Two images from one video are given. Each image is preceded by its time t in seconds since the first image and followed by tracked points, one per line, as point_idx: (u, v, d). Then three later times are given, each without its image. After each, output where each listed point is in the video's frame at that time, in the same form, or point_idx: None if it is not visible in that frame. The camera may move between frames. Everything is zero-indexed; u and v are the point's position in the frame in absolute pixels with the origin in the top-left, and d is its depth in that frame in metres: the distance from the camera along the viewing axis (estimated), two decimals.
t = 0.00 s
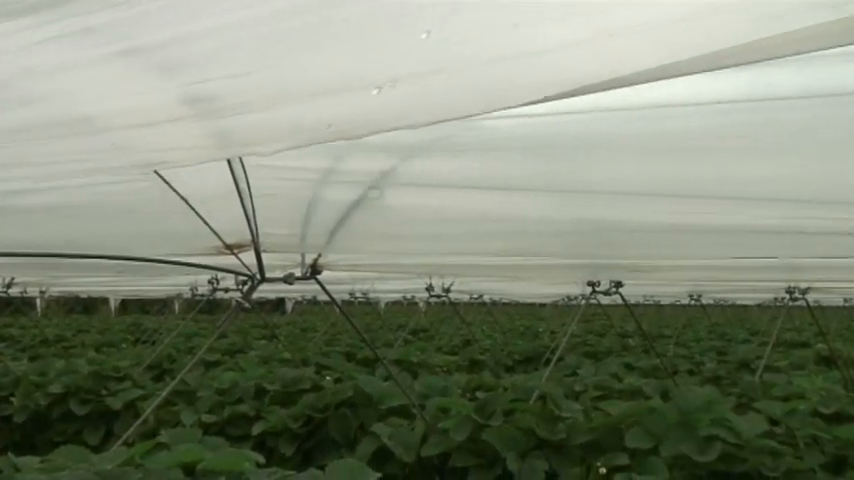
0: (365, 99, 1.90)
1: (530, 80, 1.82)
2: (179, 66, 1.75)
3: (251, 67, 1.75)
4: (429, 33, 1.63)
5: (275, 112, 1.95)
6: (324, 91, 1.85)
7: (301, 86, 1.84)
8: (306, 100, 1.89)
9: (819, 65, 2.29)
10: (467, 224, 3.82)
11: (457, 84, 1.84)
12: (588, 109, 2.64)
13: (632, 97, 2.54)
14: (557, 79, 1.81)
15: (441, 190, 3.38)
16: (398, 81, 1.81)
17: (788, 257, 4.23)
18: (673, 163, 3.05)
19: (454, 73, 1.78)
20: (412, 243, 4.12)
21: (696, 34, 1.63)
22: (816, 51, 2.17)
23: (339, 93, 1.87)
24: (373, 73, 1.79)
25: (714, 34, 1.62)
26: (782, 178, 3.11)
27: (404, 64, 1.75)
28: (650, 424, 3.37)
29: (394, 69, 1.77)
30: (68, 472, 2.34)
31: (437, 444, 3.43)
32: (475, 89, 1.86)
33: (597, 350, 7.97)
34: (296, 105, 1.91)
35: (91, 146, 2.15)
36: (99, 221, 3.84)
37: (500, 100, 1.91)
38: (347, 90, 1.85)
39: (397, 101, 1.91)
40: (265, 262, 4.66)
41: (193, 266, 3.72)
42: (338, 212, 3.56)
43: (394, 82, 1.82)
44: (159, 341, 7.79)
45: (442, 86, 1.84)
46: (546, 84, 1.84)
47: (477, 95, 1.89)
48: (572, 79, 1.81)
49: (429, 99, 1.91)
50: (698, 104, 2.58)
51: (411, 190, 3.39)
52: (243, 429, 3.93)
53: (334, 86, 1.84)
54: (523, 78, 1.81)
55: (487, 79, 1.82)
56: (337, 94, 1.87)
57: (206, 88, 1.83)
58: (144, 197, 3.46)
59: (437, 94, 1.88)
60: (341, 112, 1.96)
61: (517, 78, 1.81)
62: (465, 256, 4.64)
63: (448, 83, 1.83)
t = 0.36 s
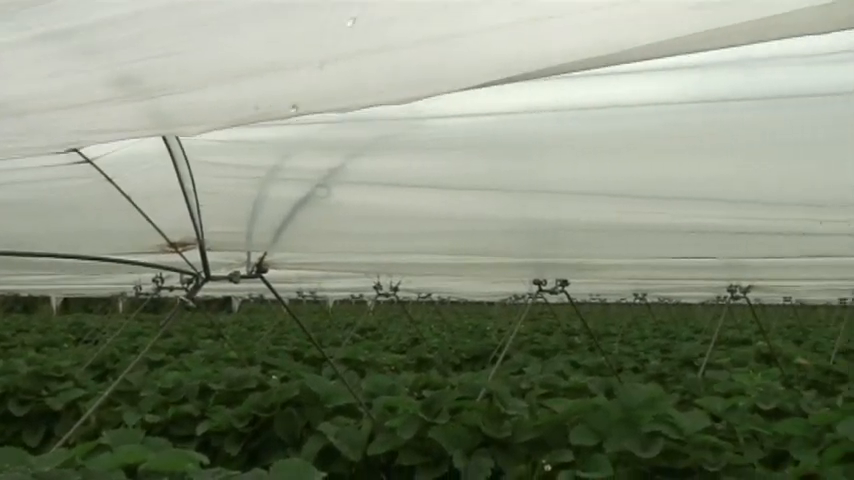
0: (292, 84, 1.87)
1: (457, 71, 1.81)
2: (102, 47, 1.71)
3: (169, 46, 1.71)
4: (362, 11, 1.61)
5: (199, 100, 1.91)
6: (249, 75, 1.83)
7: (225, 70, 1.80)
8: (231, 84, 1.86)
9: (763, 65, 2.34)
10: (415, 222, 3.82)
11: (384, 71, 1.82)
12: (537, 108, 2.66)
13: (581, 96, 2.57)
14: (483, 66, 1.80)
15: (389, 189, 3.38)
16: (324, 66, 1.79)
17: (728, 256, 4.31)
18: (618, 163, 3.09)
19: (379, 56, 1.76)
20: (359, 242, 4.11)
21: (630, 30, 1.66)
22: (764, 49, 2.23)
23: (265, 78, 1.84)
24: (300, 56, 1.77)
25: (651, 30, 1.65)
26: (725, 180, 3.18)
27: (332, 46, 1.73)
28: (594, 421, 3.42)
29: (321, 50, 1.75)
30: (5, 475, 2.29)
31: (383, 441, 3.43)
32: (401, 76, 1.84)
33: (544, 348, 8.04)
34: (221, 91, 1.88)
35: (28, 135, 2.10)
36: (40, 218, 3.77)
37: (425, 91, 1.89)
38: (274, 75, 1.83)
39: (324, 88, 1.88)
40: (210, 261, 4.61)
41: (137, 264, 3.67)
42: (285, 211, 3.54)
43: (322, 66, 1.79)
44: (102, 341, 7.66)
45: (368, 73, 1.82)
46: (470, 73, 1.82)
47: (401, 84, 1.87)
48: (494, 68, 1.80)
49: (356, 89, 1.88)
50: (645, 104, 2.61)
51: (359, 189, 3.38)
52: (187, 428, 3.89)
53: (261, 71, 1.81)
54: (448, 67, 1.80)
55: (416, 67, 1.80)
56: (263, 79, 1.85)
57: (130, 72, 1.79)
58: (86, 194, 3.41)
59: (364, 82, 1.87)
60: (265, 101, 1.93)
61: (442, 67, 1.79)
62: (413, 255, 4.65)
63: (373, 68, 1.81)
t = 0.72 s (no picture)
0: (239, 88, 1.84)
1: (404, 72, 1.81)
2: (36, 47, 1.65)
3: (107, 43, 1.67)
4: (319, 12, 1.62)
5: (140, 105, 1.87)
6: (194, 78, 1.79)
7: (170, 72, 1.77)
8: (174, 89, 1.83)
9: (711, 65, 2.44)
10: (361, 219, 3.81)
11: (333, 74, 1.80)
12: (486, 106, 2.69)
13: (532, 95, 2.62)
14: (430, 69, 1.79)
15: (334, 186, 3.37)
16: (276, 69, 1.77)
17: (670, 254, 4.38)
18: (564, 162, 3.12)
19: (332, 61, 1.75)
20: (304, 239, 4.09)
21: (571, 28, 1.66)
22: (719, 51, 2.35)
23: (212, 82, 1.81)
24: (250, 60, 1.75)
25: (592, 31, 1.67)
26: (668, 180, 3.23)
27: (283, 44, 1.71)
28: (536, 417, 3.44)
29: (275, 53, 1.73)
30: None
31: (328, 438, 3.43)
32: (350, 79, 1.83)
33: (490, 345, 8.09)
34: (163, 95, 1.84)
35: None
36: None
37: (373, 93, 1.88)
38: (219, 78, 1.80)
39: (270, 92, 1.86)
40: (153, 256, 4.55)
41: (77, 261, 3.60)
42: (229, 207, 3.50)
43: (272, 70, 1.78)
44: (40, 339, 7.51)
45: (319, 76, 1.81)
46: (418, 76, 1.81)
47: (350, 87, 1.85)
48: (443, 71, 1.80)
49: (303, 90, 1.86)
50: (595, 104, 2.68)
51: (304, 185, 3.36)
52: (129, 428, 3.83)
53: (209, 75, 1.78)
54: (394, 69, 1.79)
55: (366, 70, 1.79)
56: (207, 82, 1.81)
57: (68, 74, 1.74)
58: (24, 189, 3.33)
59: (311, 87, 1.85)
60: (208, 105, 1.89)
61: (389, 69, 1.79)
62: (359, 252, 4.64)
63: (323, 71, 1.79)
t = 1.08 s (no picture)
0: (177, 80, 1.81)
1: (345, 69, 1.79)
2: None
3: (38, 23, 1.64)
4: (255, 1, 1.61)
5: (74, 92, 1.84)
6: (129, 67, 1.76)
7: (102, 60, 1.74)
8: (109, 79, 1.80)
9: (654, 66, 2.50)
10: (305, 218, 3.79)
11: (274, 66, 1.79)
12: (432, 105, 2.71)
13: (479, 96, 2.65)
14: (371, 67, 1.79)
15: (279, 184, 3.34)
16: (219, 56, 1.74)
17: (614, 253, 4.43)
18: (510, 163, 3.14)
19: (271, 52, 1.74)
20: (248, 237, 4.05)
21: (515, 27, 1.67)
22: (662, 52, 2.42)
23: (148, 73, 1.78)
24: (187, 47, 1.72)
25: (537, 32, 1.67)
26: (611, 181, 3.27)
27: (226, 33, 1.70)
28: (481, 416, 3.44)
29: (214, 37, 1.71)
30: None
31: (272, 439, 3.41)
32: (291, 74, 1.82)
33: (435, 344, 8.10)
34: (97, 84, 1.81)
35: None
36: None
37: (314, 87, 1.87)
38: (156, 69, 1.77)
39: (210, 84, 1.83)
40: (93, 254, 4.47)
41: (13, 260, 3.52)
42: (171, 205, 3.46)
43: (206, 62, 1.76)
44: None
45: (258, 67, 1.79)
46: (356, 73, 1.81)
47: (291, 81, 1.84)
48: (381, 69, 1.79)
49: (244, 82, 1.83)
50: (540, 105, 2.72)
51: (248, 183, 3.33)
52: (67, 429, 3.77)
53: (144, 65, 1.76)
54: (338, 67, 1.78)
55: (307, 63, 1.77)
56: (144, 72, 1.78)
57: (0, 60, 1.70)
58: None
59: (251, 77, 1.83)
60: (145, 96, 1.86)
61: (332, 66, 1.78)
62: (304, 251, 4.61)
63: (260, 62, 1.77)
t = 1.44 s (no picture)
0: (111, 64, 2.02)
1: (266, 60, 2.00)
2: None
3: None
4: None
5: None
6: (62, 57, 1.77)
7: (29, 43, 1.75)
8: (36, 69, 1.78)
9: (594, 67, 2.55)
10: (247, 216, 3.76)
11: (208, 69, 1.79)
12: (375, 105, 2.74)
13: (419, 93, 2.68)
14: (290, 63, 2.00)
15: (220, 182, 3.31)
16: (145, 44, 1.97)
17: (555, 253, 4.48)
18: (452, 163, 3.16)
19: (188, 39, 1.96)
20: (188, 235, 4.01)
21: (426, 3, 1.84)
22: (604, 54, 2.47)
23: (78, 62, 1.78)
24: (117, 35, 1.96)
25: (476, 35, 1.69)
26: (553, 183, 3.30)
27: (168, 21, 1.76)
28: (424, 415, 3.47)
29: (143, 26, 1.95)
30: None
31: (212, 439, 3.38)
32: (214, 66, 2.02)
33: (379, 343, 8.09)
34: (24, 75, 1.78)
35: None
36: None
37: (236, 83, 2.06)
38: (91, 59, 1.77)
39: (145, 73, 2.04)
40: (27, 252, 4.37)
41: None
42: (109, 202, 3.40)
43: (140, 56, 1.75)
44: None
45: (184, 59, 2.00)
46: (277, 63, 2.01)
47: (217, 74, 2.03)
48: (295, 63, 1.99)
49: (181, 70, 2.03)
50: (480, 105, 2.76)
51: (188, 181, 3.29)
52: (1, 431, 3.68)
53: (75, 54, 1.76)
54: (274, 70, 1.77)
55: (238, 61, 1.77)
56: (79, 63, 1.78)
57: None
58: None
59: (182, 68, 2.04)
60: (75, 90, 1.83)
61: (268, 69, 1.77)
62: (245, 250, 4.57)
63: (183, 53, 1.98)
